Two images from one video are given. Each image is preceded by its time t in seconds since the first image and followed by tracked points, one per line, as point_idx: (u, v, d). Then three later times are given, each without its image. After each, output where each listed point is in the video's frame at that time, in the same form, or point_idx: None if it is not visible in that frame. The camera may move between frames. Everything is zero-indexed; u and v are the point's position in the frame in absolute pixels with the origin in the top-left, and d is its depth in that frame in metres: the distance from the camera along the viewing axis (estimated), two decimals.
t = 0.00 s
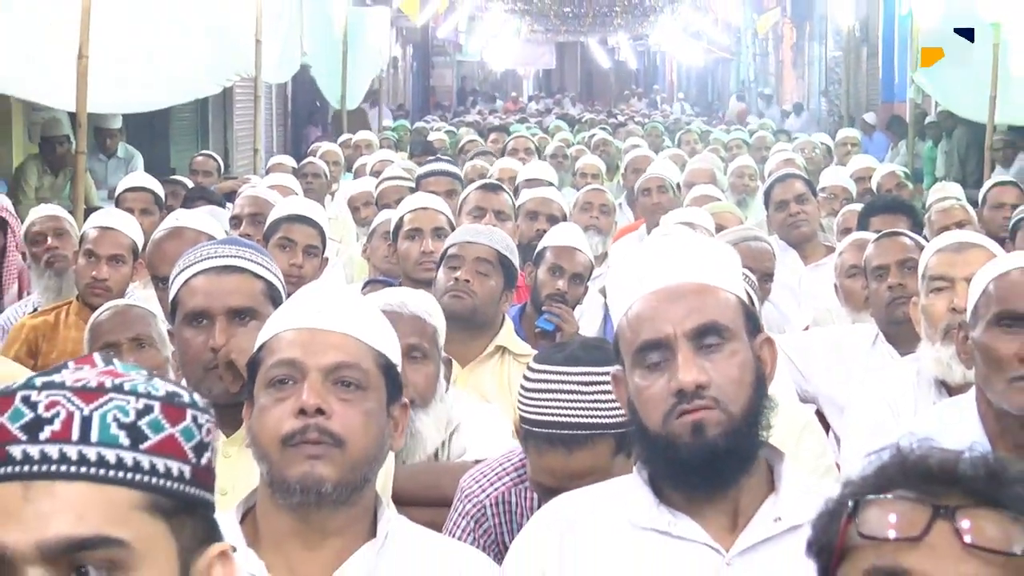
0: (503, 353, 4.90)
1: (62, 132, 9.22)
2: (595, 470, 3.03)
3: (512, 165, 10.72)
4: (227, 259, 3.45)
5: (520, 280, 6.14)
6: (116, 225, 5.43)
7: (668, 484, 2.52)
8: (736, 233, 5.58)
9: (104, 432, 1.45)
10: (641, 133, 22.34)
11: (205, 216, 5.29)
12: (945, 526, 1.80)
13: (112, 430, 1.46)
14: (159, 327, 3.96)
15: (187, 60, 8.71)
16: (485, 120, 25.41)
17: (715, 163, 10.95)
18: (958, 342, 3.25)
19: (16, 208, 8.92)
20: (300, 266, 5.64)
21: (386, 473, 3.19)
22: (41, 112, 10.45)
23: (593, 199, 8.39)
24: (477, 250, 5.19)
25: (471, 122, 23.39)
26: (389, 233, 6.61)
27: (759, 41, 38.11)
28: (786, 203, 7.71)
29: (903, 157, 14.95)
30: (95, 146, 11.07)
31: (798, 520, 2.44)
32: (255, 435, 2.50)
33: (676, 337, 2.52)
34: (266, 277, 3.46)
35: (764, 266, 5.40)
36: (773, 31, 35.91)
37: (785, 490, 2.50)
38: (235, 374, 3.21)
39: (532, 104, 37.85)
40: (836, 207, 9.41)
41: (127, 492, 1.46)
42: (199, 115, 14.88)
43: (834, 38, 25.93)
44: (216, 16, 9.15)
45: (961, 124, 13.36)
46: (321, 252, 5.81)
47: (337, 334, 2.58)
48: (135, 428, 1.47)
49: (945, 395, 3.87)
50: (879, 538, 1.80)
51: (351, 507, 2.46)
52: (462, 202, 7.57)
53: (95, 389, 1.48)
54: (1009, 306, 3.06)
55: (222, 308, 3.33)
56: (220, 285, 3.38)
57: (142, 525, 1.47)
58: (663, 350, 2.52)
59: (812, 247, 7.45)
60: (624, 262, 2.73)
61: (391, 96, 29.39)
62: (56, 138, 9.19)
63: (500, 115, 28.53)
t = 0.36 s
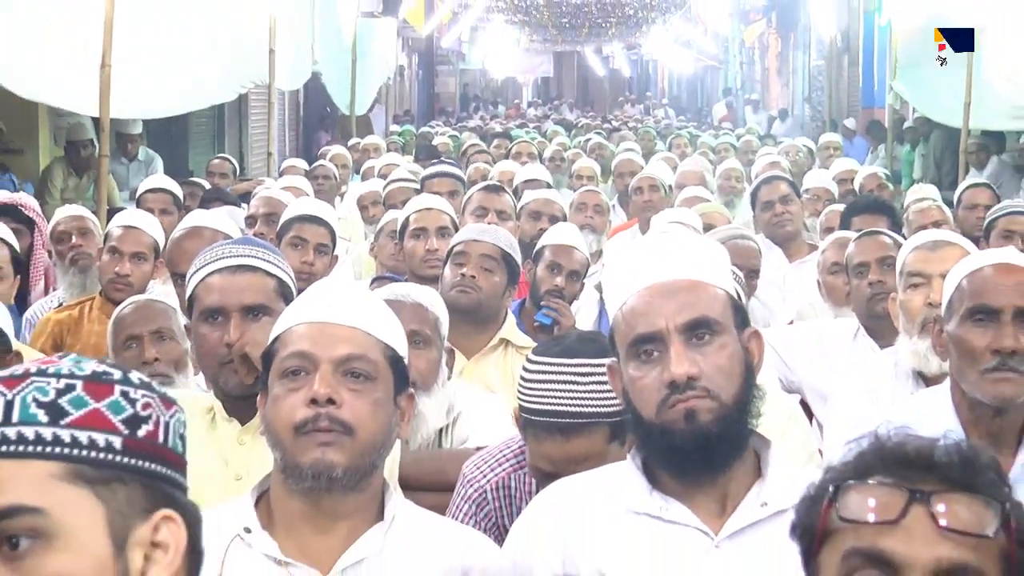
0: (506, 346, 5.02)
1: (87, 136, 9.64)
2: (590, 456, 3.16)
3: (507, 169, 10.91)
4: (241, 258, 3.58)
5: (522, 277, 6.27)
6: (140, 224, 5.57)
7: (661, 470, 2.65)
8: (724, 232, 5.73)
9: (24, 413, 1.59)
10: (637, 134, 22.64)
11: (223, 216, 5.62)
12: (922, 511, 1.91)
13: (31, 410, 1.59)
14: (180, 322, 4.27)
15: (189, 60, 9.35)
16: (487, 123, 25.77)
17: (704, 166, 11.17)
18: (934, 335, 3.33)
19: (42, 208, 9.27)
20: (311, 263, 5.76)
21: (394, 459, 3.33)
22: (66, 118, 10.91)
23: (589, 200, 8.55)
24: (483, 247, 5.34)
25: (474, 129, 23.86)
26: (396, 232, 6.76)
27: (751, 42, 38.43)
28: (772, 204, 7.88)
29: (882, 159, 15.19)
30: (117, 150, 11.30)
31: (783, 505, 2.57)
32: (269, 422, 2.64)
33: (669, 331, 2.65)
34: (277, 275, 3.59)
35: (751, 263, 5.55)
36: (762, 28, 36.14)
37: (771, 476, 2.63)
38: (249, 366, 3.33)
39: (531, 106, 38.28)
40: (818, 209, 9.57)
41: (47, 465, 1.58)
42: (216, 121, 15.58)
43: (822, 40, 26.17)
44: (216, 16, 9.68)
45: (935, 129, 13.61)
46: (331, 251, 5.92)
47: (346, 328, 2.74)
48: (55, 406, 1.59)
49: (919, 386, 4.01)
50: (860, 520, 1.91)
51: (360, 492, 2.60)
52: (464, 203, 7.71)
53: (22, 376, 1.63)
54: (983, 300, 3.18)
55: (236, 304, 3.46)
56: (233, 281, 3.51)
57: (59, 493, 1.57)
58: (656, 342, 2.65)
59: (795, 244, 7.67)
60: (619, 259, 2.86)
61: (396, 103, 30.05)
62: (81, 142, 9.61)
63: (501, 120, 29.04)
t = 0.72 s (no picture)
0: (511, 338, 5.15)
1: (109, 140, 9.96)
2: (578, 428, 3.26)
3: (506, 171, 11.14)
4: (253, 255, 3.72)
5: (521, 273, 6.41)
6: (163, 223, 5.80)
7: (655, 457, 2.78)
8: (712, 231, 5.84)
9: (15, 405, 1.73)
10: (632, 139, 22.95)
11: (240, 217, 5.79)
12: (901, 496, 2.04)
13: (22, 403, 1.73)
14: (196, 315, 4.45)
15: (191, 61, 8.96)
16: (488, 127, 26.12)
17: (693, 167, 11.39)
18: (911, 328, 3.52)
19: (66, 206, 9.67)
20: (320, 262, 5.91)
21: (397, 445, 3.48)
22: (89, 122, 11.33)
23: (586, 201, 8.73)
24: (485, 245, 5.51)
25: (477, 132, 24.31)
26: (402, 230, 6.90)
27: (740, 47, 38.74)
28: (760, 204, 8.05)
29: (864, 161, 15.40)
30: (136, 152, 11.62)
31: (769, 489, 2.70)
32: (281, 411, 2.78)
33: (663, 323, 2.79)
34: (287, 270, 3.73)
35: (739, 261, 5.68)
36: (750, 39, 36.57)
37: (758, 462, 2.76)
38: (260, 358, 3.46)
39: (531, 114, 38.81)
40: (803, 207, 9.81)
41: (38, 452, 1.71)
42: (230, 127, 16.57)
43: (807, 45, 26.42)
44: (217, 17, 9.52)
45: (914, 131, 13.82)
46: (340, 248, 6.08)
47: (354, 321, 2.88)
48: (44, 398, 1.74)
49: (898, 377, 4.18)
50: (841, 504, 2.05)
51: (367, 476, 2.74)
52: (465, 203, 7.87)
53: (12, 372, 1.77)
54: (958, 295, 3.32)
55: (248, 299, 3.60)
56: (246, 277, 3.65)
57: (48, 480, 1.70)
58: (651, 334, 2.78)
59: (781, 242, 7.83)
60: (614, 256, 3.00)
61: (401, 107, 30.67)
62: (104, 145, 9.94)
63: (501, 124, 29.57)
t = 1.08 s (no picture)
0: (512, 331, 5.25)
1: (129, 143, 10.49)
2: (572, 364, 3.51)
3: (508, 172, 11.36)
4: (265, 252, 3.87)
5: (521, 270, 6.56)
6: (183, 222, 5.95)
7: (651, 445, 2.92)
8: (704, 232, 5.98)
9: (206, 408, 1.81)
10: (629, 143, 23.25)
11: (255, 217, 5.98)
12: (884, 481, 2.18)
13: (213, 408, 1.81)
14: (214, 310, 4.58)
15: (188, 49, 9.63)
16: (489, 132, 26.46)
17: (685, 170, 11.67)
18: (893, 323, 3.63)
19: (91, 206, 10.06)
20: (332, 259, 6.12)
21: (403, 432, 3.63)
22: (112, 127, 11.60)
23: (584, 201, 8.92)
24: (488, 244, 5.65)
25: (478, 136, 24.73)
26: (408, 229, 7.06)
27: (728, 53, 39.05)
28: (749, 204, 8.24)
29: (848, 163, 15.65)
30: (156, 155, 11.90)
31: (758, 475, 2.85)
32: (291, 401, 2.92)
33: (657, 316, 2.92)
34: (300, 267, 3.88)
35: (732, 260, 5.81)
36: (737, 47, 36.94)
37: (747, 450, 2.90)
38: (274, 351, 3.61)
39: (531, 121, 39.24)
40: (790, 208, 10.08)
41: (212, 458, 1.79)
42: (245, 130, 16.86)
43: (792, 51, 26.69)
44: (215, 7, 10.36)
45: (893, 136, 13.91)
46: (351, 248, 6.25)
47: (364, 316, 3.03)
48: (232, 409, 1.83)
49: (880, 369, 4.31)
50: (827, 490, 2.19)
51: (375, 463, 2.88)
52: (467, 204, 8.05)
53: (202, 371, 1.85)
54: (937, 290, 3.47)
55: (262, 294, 3.74)
56: (259, 273, 3.79)
57: (220, 488, 1.79)
58: (646, 327, 2.92)
59: (768, 240, 8.03)
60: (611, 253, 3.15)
61: (406, 112, 31.21)
62: (125, 148, 10.45)
63: (501, 129, 30.08)
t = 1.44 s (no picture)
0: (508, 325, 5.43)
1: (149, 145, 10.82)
2: (575, 325, 3.89)
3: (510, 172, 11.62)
4: (280, 248, 4.01)
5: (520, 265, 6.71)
6: (200, 220, 6.20)
7: (644, 433, 3.07)
8: (693, 229, 6.12)
9: (382, 456, 1.72)
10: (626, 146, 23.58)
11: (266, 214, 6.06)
12: (868, 468, 2.31)
13: (387, 457, 1.72)
14: (229, 305, 4.88)
15: (190, 61, 9.39)
16: (490, 135, 26.95)
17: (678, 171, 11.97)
18: (876, 317, 3.78)
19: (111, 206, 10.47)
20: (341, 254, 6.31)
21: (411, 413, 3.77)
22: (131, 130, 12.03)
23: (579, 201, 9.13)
24: (486, 240, 5.74)
25: (481, 137, 25.18)
26: (414, 226, 7.21)
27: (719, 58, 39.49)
28: (742, 202, 8.45)
29: (832, 165, 15.99)
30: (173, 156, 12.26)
31: (747, 460, 2.98)
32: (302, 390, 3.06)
33: (649, 310, 3.09)
34: (314, 263, 4.01)
35: (719, 255, 5.96)
36: (726, 53, 37.47)
37: (736, 436, 3.04)
38: (289, 340, 3.78)
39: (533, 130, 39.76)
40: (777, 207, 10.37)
41: (375, 509, 1.69)
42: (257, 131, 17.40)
43: (778, 58, 27.11)
44: (217, 17, 9.95)
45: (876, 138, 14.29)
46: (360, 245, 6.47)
47: (371, 309, 3.18)
48: (403, 462, 1.73)
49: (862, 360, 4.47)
50: (814, 475, 2.33)
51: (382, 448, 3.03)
52: (470, 204, 8.24)
53: (385, 419, 1.76)
54: (917, 284, 3.61)
55: (277, 286, 3.89)
56: (274, 266, 3.93)
57: (375, 539, 1.69)
58: (637, 320, 3.09)
59: (758, 237, 8.20)
60: (606, 250, 3.31)
61: (411, 115, 31.77)
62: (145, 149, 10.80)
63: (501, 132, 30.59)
